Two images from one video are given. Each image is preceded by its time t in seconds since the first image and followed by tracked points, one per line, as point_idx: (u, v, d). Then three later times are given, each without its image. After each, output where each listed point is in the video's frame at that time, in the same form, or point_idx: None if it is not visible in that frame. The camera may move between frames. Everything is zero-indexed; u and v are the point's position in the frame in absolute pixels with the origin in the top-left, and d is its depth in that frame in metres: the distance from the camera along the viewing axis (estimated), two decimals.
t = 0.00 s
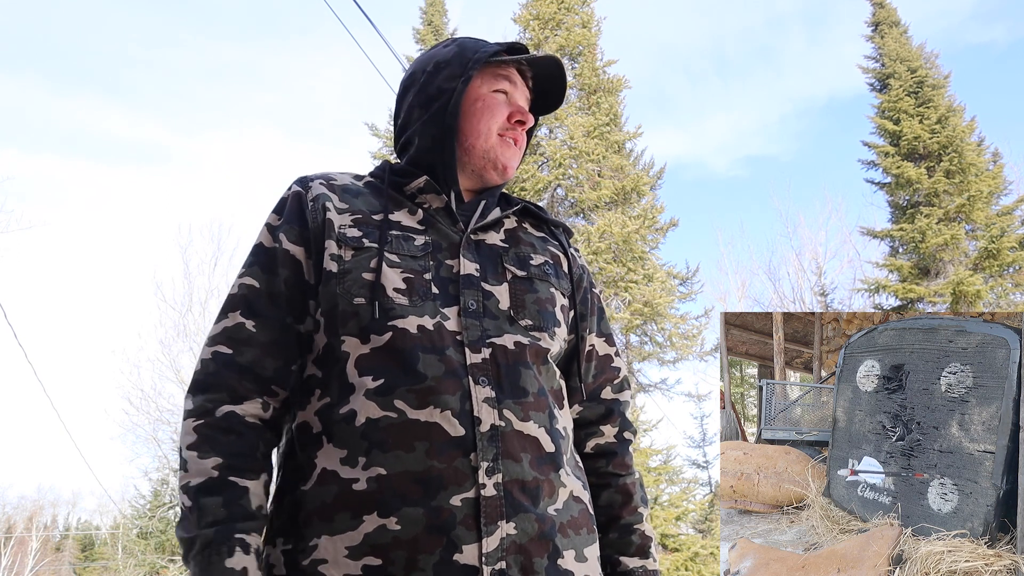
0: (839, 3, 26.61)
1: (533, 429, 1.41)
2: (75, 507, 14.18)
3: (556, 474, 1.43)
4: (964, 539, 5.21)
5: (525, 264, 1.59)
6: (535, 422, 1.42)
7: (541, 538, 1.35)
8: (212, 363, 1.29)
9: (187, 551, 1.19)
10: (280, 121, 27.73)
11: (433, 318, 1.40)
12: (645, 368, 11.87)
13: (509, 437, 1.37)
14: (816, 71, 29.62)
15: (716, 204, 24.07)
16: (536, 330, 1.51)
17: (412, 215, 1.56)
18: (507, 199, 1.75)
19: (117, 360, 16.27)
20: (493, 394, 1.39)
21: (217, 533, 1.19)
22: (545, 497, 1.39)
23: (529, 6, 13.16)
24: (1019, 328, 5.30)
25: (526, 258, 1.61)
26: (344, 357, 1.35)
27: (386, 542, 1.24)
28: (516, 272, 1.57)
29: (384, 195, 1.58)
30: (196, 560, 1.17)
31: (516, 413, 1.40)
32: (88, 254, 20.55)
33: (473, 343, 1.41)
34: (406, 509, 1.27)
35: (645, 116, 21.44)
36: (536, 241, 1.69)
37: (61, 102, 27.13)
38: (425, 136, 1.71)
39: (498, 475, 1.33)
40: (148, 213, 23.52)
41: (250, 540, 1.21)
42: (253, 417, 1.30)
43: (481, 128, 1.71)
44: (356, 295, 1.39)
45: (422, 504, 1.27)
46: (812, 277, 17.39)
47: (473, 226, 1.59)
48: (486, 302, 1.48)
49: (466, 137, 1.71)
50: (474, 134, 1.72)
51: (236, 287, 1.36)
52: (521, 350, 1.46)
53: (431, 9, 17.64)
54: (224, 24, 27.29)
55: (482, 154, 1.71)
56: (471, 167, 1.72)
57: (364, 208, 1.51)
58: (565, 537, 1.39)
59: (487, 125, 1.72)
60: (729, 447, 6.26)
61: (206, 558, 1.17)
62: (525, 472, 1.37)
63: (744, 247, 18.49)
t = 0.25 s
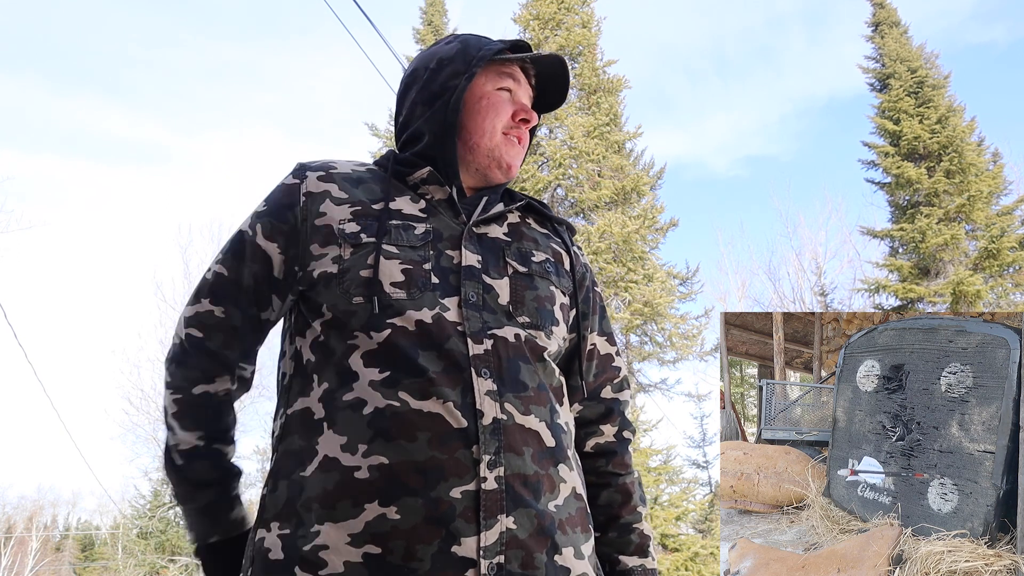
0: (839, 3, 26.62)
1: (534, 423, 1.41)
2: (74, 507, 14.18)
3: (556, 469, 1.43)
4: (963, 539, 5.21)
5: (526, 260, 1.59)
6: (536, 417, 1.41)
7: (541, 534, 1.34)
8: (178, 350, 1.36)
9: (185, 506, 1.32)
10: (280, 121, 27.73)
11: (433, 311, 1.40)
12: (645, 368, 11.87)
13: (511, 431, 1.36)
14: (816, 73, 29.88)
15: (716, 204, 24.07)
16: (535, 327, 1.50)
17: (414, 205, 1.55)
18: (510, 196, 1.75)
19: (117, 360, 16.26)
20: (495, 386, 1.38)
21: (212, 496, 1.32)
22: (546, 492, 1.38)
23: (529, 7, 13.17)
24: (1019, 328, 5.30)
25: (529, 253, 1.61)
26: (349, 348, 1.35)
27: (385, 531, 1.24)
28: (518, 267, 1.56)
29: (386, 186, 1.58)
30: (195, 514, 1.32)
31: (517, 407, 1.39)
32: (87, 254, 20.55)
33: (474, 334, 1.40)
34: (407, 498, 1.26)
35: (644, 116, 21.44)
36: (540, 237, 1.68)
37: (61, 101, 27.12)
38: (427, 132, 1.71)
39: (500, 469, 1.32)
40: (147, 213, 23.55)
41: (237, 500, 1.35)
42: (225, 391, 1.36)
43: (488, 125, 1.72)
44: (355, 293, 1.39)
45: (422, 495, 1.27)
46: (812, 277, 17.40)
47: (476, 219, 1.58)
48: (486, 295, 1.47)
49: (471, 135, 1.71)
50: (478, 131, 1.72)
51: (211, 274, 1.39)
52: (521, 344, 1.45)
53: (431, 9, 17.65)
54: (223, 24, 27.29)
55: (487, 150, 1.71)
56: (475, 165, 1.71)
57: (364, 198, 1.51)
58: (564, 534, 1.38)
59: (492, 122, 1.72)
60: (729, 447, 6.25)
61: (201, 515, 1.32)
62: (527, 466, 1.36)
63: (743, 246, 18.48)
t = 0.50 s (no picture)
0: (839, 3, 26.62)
1: (523, 421, 1.39)
2: (74, 507, 14.21)
3: (545, 468, 1.40)
4: (963, 539, 5.21)
5: (518, 256, 1.57)
6: (524, 414, 1.40)
7: (526, 533, 1.32)
8: (209, 351, 1.60)
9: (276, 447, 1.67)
10: (280, 121, 27.73)
11: (418, 313, 1.40)
12: (645, 368, 11.88)
13: (498, 429, 1.35)
14: (817, 71, 29.81)
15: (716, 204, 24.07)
16: (524, 325, 1.49)
17: (404, 203, 1.55)
18: (509, 190, 1.74)
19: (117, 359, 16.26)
20: (482, 385, 1.37)
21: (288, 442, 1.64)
22: (533, 492, 1.36)
23: (528, 7, 13.19)
24: (1019, 328, 5.30)
25: (521, 249, 1.59)
26: (339, 349, 1.38)
27: (369, 528, 1.25)
28: (509, 264, 1.55)
29: (377, 185, 1.59)
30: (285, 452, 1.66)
31: (504, 405, 1.38)
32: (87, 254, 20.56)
33: (462, 333, 1.40)
34: (390, 496, 1.27)
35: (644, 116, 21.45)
36: (535, 231, 1.66)
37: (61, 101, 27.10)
38: (423, 128, 1.71)
39: (485, 468, 1.31)
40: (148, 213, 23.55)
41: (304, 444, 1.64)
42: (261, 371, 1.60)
43: (485, 122, 1.71)
44: (340, 300, 1.41)
45: (405, 492, 1.27)
46: (812, 277, 17.40)
47: (468, 216, 1.58)
48: (475, 294, 1.46)
49: (471, 132, 1.71)
50: (478, 128, 1.72)
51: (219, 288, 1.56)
52: (508, 343, 1.44)
53: (431, 9, 17.65)
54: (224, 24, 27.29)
55: (487, 148, 1.71)
56: (475, 162, 1.71)
57: (354, 201, 1.53)
58: (551, 534, 1.36)
59: (490, 119, 1.72)
60: (728, 447, 6.25)
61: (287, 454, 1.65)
62: (514, 465, 1.35)
63: (743, 247, 18.48)
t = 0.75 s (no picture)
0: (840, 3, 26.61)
1: (524, 418, 1.39)
2: (74, 506, 14.22)
3: (547, 464, 1.41)
4: (964, 539, 5.21)
5: (517, 254, 1.57)
6: (525, 411, 1.40)
7: (528, 531, 1.32)
8: (204, 355, 1.58)
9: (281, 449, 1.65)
10: (280, 121, 27.74)
11: (418, 311, 1.40)
12: (645, 367, 11.89)
13: (500, 426, 1.36)
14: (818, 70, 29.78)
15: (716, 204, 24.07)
16: (524, 321, 1.49)
17: (402, 203, 1.55)
18: (507, 188, 1.74)
19: (117, 359, 16.25)
20: (483, 381, 1.37)
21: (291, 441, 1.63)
22: (536, 488, 1.37)
23: (529, 6, 13.18)
24: (1019, 328, 5.30)
25: (519, 247, 1.59)
26: (340, 347, 1.38)
27: (371, 526, 1.24)
28: (508, 261, 1.55)
29: (374, 185, 1.58)
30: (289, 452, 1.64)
31: (506, 402, 1.38)
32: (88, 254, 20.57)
33: (462, 330, 1.40)
34: (393, 493, 1.26)
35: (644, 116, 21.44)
36: (533, 229, 1.66)
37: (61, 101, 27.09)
38: (419, 128, 1.71)
39: (487, 465, 1.32)
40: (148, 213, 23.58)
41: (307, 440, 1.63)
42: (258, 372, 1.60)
43: (481, 123, 1.72)
44: (340, 300, 1.41)
45: (407, 491, 1.27)
46: (812, 277, 17.40)
47: (465, 216, 1.58)
48: (474, 292, 1.47)
49: (466, 132, 1.71)
50: (473, 128, 1.72)
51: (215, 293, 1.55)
52: (509, 340, 1.44)
53: (431, 9, 17.65)
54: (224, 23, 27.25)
55: (482, 148, 1.70)
56: (470, 163, 1.71)
57: (351, 201, 1.53)
58: (552, 531, 1.37)
59: (485, 119, 1.72)
60: (729, 447, 6.24)
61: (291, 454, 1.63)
62: (516, 461, 1.35)
63: (743, 246, 18.47)
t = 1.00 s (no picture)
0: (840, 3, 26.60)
1: (530, 417, 1.39)
2: (74, 507, 14.23)
3: (552, 463, 1.41)
4: (964, 539, 5.21)
5: (519, 255, 1.58)
6: (530, 411, 1.40)
7: (535, 530, 1.33)
8: (222, 368, 1.57)
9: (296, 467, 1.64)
10: (280, 121, 27.74)
11: (422, 311, 1.40)
12: (645, 367, 11.88)
13: (506, 426, 1.36)
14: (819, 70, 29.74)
15: (716, 204, 24.06)
16: (527, 322, 1.49)
17: (404, 204, 1.55)
18: (506, 190, 1.74)
19: (117, 359, 16.24)
20: (489, 381, 1.37)
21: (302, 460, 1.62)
22: (542, 487, 1.37)
23: (529, 6, 13.18)
24: (1019, 328, 5.30)
25: (521, 248, 1.59)
26: (345, 347, 1.37)
27: (378, 526, 1.24)
28: (510, 262, 1.55)
29: (375, 187, 1.58)
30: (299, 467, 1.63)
31: (512, 402, 1.38)
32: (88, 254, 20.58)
33: (467, 330, 1.40)
34: (401, 493, 1.26)
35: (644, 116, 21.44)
36: (534, 230, 1.66)
37: (61, 100, 27.07)
38: (419, 129, 1.71)
39: (494, 464, 1.32)
40: (147, 214, 23.61)
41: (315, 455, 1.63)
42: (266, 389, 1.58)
43: (481, 124, 1.72)
44: (345, 301, 1.41)
45: (414, 490, 1.27)
46: (812, 277, 17.41)
47: (467, 217, 1.58)
48: (478, 291, 1.46)
49: (465, 134, 1.71)
50: (473, 130, 1.72)
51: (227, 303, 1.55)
52: (513, 340, 1.44)
53: (431, 9, 17.64)
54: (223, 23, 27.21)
55: (481, 149, 1.71)
56: (470, 164, 1.71)
57: (353, 202, 1.53)
58: (558, 530, 1.37)
59: (485, 121, 1.72)
60: (729, 447, 6.25)
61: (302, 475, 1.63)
62: (522, 461, 1.35)
63: (744, 246, 18.46)
